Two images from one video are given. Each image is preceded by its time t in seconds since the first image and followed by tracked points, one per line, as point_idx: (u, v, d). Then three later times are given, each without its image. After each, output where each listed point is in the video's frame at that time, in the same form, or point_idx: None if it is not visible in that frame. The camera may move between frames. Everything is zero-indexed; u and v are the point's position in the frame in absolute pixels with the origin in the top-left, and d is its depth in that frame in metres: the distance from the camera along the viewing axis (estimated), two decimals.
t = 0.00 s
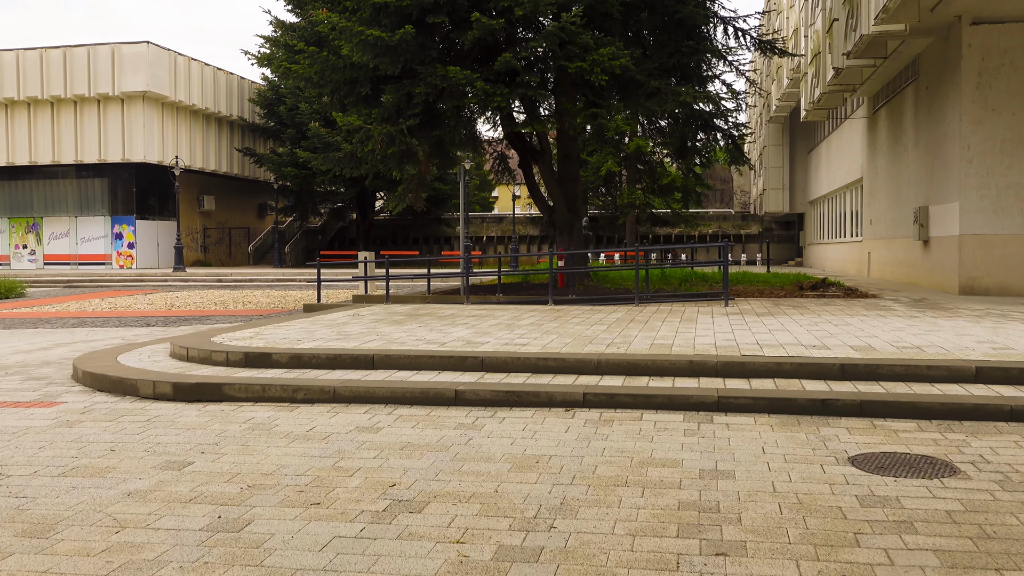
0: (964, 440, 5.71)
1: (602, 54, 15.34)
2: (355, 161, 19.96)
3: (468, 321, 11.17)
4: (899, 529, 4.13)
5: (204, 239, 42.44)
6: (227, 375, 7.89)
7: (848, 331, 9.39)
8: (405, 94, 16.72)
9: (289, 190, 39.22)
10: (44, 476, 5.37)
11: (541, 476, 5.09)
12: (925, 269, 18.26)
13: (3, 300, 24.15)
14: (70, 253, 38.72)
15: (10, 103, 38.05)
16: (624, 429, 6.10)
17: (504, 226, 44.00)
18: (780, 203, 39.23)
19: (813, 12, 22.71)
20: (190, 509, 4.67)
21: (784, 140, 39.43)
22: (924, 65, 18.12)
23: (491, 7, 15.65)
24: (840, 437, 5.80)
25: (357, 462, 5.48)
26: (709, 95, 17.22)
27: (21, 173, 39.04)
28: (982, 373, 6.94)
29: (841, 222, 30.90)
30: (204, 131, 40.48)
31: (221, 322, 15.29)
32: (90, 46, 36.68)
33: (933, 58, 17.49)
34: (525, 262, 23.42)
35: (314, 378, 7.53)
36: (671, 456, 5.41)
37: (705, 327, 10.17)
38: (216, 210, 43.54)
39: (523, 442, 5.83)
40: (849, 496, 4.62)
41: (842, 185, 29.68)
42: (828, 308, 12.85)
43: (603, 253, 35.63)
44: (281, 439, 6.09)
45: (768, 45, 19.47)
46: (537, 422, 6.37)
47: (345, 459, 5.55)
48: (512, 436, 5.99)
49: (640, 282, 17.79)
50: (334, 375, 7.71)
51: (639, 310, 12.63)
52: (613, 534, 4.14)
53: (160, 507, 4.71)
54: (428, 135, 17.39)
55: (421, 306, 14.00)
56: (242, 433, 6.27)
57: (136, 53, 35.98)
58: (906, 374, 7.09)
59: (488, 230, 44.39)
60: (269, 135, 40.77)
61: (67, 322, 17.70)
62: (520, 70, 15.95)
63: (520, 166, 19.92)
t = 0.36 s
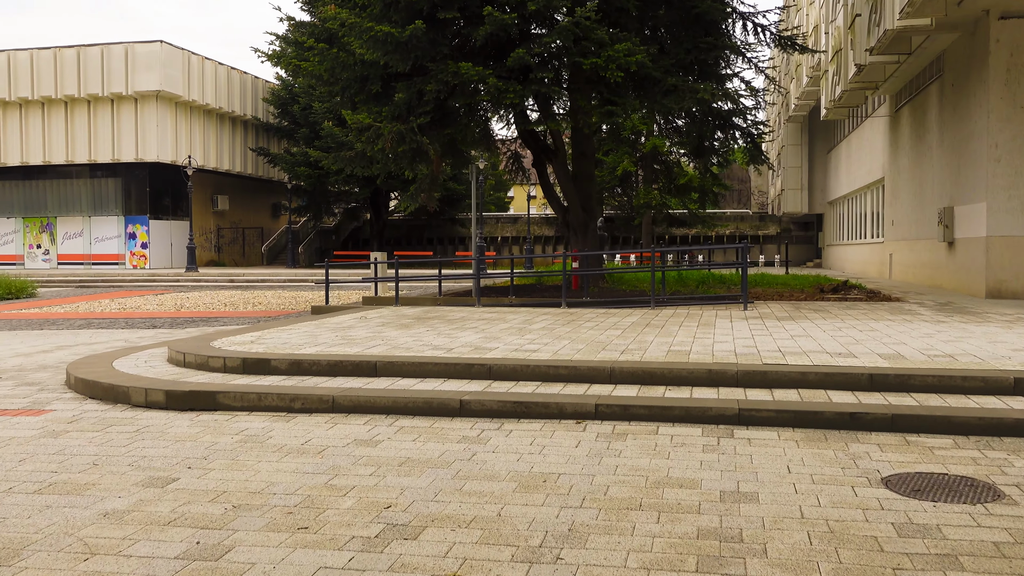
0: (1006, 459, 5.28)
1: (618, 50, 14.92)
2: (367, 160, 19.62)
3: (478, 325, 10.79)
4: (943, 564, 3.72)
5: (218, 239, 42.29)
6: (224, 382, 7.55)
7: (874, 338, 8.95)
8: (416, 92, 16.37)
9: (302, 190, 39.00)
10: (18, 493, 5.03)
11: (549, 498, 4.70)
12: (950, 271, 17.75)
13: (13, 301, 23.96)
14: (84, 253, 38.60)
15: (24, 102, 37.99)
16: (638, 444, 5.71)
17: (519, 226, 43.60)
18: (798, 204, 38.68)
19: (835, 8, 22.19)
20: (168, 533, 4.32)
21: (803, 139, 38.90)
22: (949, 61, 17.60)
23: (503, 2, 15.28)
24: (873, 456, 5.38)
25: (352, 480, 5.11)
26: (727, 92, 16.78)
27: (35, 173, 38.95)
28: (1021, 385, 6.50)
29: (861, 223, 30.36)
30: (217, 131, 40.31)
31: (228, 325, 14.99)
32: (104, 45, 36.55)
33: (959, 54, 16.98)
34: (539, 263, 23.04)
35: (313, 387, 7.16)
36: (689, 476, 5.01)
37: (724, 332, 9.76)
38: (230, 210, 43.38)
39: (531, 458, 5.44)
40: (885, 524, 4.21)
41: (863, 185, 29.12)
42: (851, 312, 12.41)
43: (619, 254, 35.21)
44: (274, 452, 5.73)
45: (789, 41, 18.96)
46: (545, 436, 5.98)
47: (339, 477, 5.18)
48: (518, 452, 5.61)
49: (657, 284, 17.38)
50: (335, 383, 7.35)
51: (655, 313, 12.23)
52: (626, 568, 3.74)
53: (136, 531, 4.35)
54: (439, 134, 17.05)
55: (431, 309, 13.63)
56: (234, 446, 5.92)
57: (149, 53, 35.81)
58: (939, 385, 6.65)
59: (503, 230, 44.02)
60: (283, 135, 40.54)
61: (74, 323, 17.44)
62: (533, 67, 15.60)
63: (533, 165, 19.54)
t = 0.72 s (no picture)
0: None
1: (634, 45, 14.49)
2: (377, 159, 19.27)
3: (488, 329, 10.40)
4: None
5: (230, 239, 42.09)
6: (220, 389, 7.18)
7: (904, 344, 8.51)
8: (427, 88, 16.01)
9: (314, 189, 38.74)
10: None
11: (561, 522, 4.30)
12: (975, 274, 17.26)
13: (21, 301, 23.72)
14: (95, 252, 38.47)
15: (36, 101, 37.86)
16: (657, 460, 5.30)
17: (532, 227, 43.23)
18: (816, 204, 38.13)
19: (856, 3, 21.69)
20: (144, 561, 3.94)
21: (821, 139, 38.36)
22: (976, 57, 17.10)
23: None
24: (912, 476, 4.96)
25: (348, 500, 4.72)
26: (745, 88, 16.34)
27: (47, 172, 38.83)
28: None
29: (881, 223, 29.82)
30: (230, 130, 40.10)
31: (235, 327, 14.66)
32: (116, 43, 36.38)
33: (986, 50, 16.49)
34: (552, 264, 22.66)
35: (313, 394, 6.79)
36: (715, 498, 4.60)
37: (745, 337, 9.33)
38: (242, 209, 43.17)
39: (543, 476, 5.04)
40: (933, 557, 3.79)
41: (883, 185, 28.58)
42: (876, 315, 11.96)
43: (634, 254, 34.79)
44: (267, 467, 5.35)
45: (810, 36, 18.49)
46: (557, 451, 5.58)
47: (334, 497, 4.79)
48: (529, 468, 5.21)
49: (673, 286, 16.96)
50: (336, 391, 6.97)
51: (672, 317, 11.81)
52: None
53: (110, 558, 3.98)
54: (450, 132, 16.69)
55: (441, 310, 13.26)
56: (225, 459, 5.54)
57: (161, 51, 35.61)
58: (979, 397, 6.21)
59: (516, 230, 43.64)
60: (295, 134, 40.28)
61: (79, 324, 17.15)
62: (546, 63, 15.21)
63: (547, 164, 19.14)
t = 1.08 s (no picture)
0: None
1: (653, 41, 14.05)
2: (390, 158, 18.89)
3: (502, 334, 10.01)
4: None
5: (244, 238, 41.87)
6: (221, 399, 6.82)
7: (940, 355, 8.07)
8: (441, 86, 15.66)
9: (328, 189, 38.48)
10: None
11: (583, 556, 3.91)
12: (1004, 277, 16.75)
13: (31, 301, 23.52)
14: (108, 251, 38.33)
15: (50, 100, 37.74)
16: (684, 484, 4.90)
17: (547, 227, 42.82)
18: (835, 205, 37.57)
19: None
20: None
21: (841, 139, 37.79)
22: (1007, 54, 16.59)
23: None
24: (965, 505, 4.54)
25: (350, 528, 4.34)
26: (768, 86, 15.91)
27: (61, 170, 38.71)
28: None
29: (903, 225, 29.27)
30: (243, 129, 39.89)
31: (244, 329, 14.34)
32: (130, 42, 36.20)
33: (1017, 47, 15.98)
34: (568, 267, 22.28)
35: (318, 407, 6.42)
36: (751, 529, 4.20)
37: (771, 346, 8.90)
38: (256, 209, 42.95)
39: (562, 501, 4.65)
40: None
41: (905, 185, 28.03)
42: (906, 322, 11.50)
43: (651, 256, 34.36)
44: (266, 488, 4.98)
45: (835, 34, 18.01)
46: (577, 471, 5.18)
47: (336, 523, 4.41)
48: (547, 491, 4.81)
49: (692, 290, 16.52)
50: (343, 403, 6.59)
51: (694, 322, 11.40)
52: None
53: None
54: (464, 131, 16.33)
55: (454, 314, 12.88)
56: (222, 479, 5.18)
57: (175, 50, 35.41)
58: None
59: (531, 231, 43.25)
60: (309, 133, 40.00)
61: (86, 325, 16.87)
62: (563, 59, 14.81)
63: (563, 164, 18.75)
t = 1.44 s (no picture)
0: None
1: (675, 34, 13.60)
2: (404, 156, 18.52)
3: (519, 338, 9.62)
4: None
5: (257, 237, 41.62)
6: (224, 405, 6.46)
7: (984, 362, 7.62)
8: (457, 82, 15.29)
9: (342, 187, 38.22)
10: None
11: None
12: None
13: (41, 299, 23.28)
14: (121, 249, 38.12)
15: (64, 98, 37.58)
16: (721, 505, 4.49)
17: (562, 227, 42.39)
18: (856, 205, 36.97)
19: None
20: None
21: (862, 138, 37.21)
22: None
23: None
24: None
25: (357, 553, 3.95)
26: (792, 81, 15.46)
27: (74, 168, 38.56)
28: None
29: (925, 226, 28.74)
30: (257, 127, 39.67)
31: (254, 329, 14.01)
32: (144, 39, 36.01)
33: None
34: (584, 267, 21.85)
35: (326, 415, 6.03)
36: (799, 559, 3.80)
37: (803, 352, 8.47)
38: (269, 208, 42.71)
39: (589, 523, 4.25)
40: None
41: (929, 186, 27.47)
42: (939, 326, 11.05)
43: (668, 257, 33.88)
44: (267, 505, 4.61)
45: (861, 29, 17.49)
46: (603, 489, 4.78)
47: (342, 547, 4.02)
48: (572, 512, 4.42)
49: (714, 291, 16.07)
50: (352, 411, 6.22)
51: (718, 326, 10.98)
52: None
53: None
54: (480, 127, 15.96)
55: (469, 316, 12.50)
56: (221, 494, 4.80)
57: (189, 47, 35.19)
58: None
59: (546, 230, 42.84)
60: (323, 132, 39.71)
61: (96, 324, 16.58)
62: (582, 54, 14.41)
63: (580, 161, 18.34)
